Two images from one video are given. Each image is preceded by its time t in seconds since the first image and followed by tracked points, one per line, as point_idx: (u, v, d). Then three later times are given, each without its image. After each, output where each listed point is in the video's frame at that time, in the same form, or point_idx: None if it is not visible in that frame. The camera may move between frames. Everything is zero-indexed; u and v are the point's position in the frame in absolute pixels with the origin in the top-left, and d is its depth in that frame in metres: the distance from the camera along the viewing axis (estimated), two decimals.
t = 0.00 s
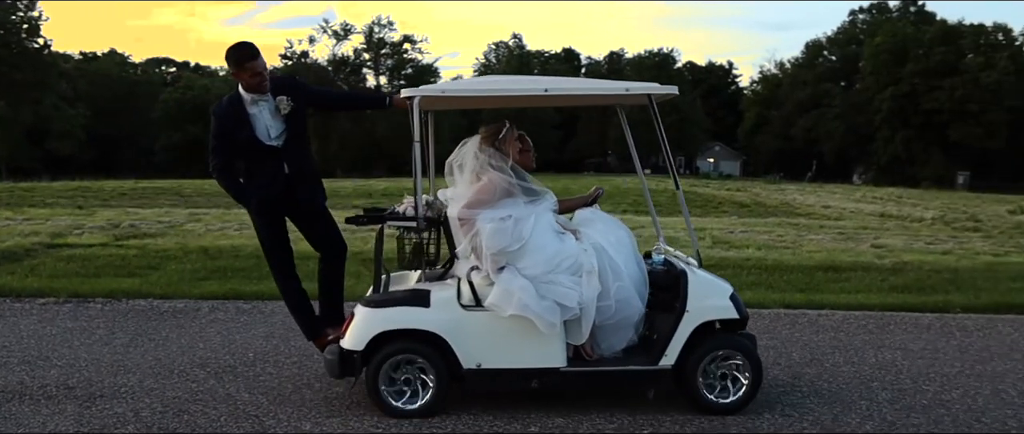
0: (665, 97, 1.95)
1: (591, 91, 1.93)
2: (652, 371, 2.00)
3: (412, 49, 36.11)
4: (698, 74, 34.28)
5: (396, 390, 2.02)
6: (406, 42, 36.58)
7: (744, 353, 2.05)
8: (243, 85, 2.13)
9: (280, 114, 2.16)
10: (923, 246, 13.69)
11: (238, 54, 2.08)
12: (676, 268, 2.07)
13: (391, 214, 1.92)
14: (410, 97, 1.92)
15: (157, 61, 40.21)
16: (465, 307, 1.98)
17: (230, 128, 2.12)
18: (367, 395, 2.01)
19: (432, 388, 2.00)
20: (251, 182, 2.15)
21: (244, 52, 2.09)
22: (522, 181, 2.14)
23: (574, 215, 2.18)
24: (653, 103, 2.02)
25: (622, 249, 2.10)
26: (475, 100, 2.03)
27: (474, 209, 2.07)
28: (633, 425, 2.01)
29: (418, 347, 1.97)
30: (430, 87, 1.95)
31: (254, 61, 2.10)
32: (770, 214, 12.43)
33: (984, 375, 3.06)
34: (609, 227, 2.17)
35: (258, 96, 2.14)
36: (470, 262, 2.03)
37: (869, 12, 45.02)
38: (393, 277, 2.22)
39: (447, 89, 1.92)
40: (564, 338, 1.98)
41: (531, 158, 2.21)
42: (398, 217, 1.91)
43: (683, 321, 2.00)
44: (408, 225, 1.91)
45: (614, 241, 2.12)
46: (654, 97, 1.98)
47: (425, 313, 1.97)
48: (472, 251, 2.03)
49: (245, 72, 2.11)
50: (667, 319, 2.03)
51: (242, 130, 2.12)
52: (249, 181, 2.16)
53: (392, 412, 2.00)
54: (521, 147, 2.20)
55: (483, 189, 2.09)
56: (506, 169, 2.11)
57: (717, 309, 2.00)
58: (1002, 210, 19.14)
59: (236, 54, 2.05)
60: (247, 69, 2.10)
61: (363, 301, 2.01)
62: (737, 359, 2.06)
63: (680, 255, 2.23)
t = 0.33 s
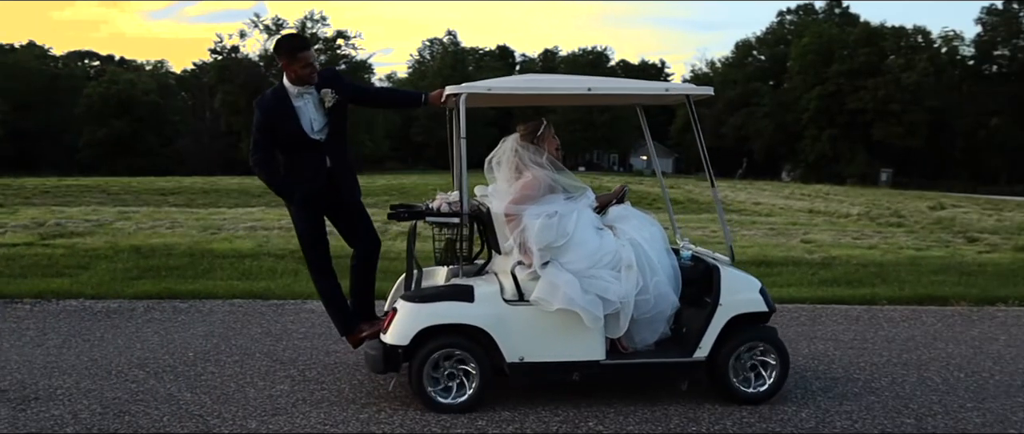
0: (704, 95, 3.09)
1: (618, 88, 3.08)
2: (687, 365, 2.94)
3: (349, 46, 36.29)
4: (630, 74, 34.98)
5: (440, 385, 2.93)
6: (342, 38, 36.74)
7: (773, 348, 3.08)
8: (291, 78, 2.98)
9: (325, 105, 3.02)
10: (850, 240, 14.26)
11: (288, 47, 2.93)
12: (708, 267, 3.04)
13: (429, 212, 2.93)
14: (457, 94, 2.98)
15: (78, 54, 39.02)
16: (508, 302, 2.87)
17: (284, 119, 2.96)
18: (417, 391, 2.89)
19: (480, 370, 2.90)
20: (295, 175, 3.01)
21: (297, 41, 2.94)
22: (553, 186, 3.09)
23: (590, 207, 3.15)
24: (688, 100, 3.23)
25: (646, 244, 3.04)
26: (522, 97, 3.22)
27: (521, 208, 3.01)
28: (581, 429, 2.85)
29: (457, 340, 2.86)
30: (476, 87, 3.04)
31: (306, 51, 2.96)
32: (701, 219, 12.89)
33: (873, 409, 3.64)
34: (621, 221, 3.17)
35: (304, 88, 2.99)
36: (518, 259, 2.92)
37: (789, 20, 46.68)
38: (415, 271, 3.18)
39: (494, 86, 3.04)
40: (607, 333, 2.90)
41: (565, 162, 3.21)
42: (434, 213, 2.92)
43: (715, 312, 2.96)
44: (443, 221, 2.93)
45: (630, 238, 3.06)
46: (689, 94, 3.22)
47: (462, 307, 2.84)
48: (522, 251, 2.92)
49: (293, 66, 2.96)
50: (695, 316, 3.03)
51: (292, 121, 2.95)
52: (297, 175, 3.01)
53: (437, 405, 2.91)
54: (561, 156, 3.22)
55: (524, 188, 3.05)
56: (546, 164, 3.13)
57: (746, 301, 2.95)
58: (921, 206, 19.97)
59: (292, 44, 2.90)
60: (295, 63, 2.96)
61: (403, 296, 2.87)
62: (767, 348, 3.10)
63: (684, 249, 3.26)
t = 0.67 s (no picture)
0: (718, 100, 3.61)
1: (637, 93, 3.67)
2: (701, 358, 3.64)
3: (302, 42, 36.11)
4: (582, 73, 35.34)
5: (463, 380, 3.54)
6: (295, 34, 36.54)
7: (784, 344, 3.77)
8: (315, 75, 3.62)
9: (351, 103, 3.67)
10: (799, 235, 14.52)
11: (315, 42, 3.55)
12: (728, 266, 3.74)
13: (450, 210, 3.57)
14: (486, 95, 3.56)
15: (17, 47, 37.92)
16: (533, 300, 3.51)
17: (315, 116, 3.58)
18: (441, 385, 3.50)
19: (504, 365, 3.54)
20: (320, 171, 3.65)
21: (320, 41, 3.55)
22: (576, 184, 3.71)
23: (606, 205, 3.79)
24: (705, 101, 3.79)
25: (659, 246, 3.70)
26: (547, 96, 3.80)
27: (548, 207, 3.62)
28: (547, 425, 3.43)
29: (484, 339, 3.49)
30: (502, 87, 3.63)
31: (336, 44, 3.58)
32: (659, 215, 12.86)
33: (826, 401, 4.17)
34: (632, 222, 3.84)
35: (329, 85, 3.62)
36: (545, 257, 3.54)
37: (737, 21, 47.67)
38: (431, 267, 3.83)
39: (520, 87, 3.61)
40: (627, 330, 3.58)
41: (583, 161, 3.83)
42: (455, 212, 3.57)
43: (729, 308, 3.66)
44: (464, 218, 3.58)
45: (645, 238, 3.73)
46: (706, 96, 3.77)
47: (487, 304, 3.46)
48: (549, 249, 3.54)
49: (322, 64, 3.57)
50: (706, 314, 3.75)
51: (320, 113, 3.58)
52: (323, 172, 3.65)
53: (462, 402, 3.53)
54: (579, 156, 3.83)
55: (549, 188, 3.65)
56: (568, 165, 3.74)
57: (757, 297, 3.66)
58: (867, 203, 20.43)
59: (323, 45, 3.52)
60: (325, 61, 3.58)
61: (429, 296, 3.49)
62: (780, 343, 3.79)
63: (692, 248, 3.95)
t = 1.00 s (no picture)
0: (725, 101, 4.12)
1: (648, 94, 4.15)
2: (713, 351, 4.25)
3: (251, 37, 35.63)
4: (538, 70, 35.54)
5: (483, 378, 4.10)
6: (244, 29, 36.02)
7: (787, 335, 4.45)
8: (338, 73, 4.17)
9: (372, 100, 4.24)
10: (753, 233, 14.75)
11: (339, 43, 4.11)
12: (736, 264, 4.36)
13: (466, 210, 4.09)
14: (504, 96, 4.05)
15: None
16: (551, 296, 4.07)
17: (337, 114, 4.13)
18: (461, 378, 4.04)
19: (521, 358, 4.09)
20: (339, 170, 4.21)
21: (342, 43, 4.12)
22: (592, 186, 4.31)
23: (619, 205, 4.37)
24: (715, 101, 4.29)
25: (669, 244, 4.26)
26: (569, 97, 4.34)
27: (566, 207, 4.19)
28: (509, 423, 3.91)
29: (505, 336, 4.05)
30: (521, 87, 4.12)
31: (360, 46, 4.15)
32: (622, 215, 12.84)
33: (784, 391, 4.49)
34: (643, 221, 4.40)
35: (350, 82, 4.18)
36: (563, 255, 4.11)
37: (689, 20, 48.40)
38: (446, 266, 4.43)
39: (537, 88, 4.11)
40: (640, 325, 4.15)
41: (599, 161, 4.42)
42: (470, 211, 4.08)
43: (738, 304, 4.27)
44: (478, 217, 4.09)
45: (656, 236, 4.29)
46: (717, 98, 4.26)
47: (508, 302, 4.00)
48: (567, 248, 4.11)
49: (346, 63, 4.14)
50: (713, 308, 4.39)
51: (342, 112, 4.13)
52: (341, 170, 4.22)
53: (483, 400, 4.07)
54: (595, 156, 4.43)
55: (568, 187, 4.26)
56: (584, 168, 4.33)
57: (763, 293, 4.26)
58: (818, 201, 20.82)
59: (345, 47, 4.08)
60: (348, 61, 4.14)
61: (449, 295, 4.00)
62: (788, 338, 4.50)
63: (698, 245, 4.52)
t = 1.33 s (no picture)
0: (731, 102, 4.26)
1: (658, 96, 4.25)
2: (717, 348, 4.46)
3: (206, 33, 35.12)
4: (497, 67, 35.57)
5: (498, 376, 4.25)
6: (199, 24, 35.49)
7: (787, 330, 4.70)
8: (357, 71, 4.24)
9: (388, 99, 4.34)
10: (712, 231, 14.93)
11: (359, 41, 4.17)
12: (738, 261, 4.61)
13: (478, 209, 4.24)
14: (518, 97, 4.12)
15: None
16: (564, 293, 4.24)
17: (354, 113, 4.21)
18: (476, 376, 4.19)
19: (535, 356, 4.25)
20: (354, 168, 4.29)
21: (366, 42, 4.18)
22: (603, 185, 4.51)
23: (627, 204, 4.58)
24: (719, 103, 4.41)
25: (675, 242, 4.48)
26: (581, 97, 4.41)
27: (580, 207, 4.38)
28: (475, 421, 4.04)
29: (518, 334, 4.20)
30: (534, 88, 4.18)
31: (380, 45, 4.21)
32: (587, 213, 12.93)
33: (744, 387, 4.70)
34: (650, 218, 4.61)
35: (367, 81, 4.26)
36: (576, 254, 4.28)
37: (646, 19, 48.98)
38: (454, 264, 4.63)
39: (551, 89, 4.16)
40: (649, 322, 4.33)
41: (609, 160, 4.61)
42: (481, 211, 4.23)
43: (741, 301, 4.51)
44: (490, 216, 4.24)
45: (662, 234, 4.49)
46: (721, 99, 4.39)
47: (523, 300, 4.15)
48: (581, 247, 4.28)
49: (366, 62, 4.21)
50: (717, 305, 4.61)
51: (361, 111, 4.21)
52: (357, 168, 4.29)
53: (499, 397, 4.22)
54: (606, 155, 4.61)
55: (581, 187, 4.44)
56: (595, 168, 4.53)
57: (766, 289, 4.50)
58: (774, 198, 21.09)
59: (368, 47, 4.14)
60: (369, 58, 4.22)
61: (466, 293, 4.14)
62: (787, 332, 4.80)
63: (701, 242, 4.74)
